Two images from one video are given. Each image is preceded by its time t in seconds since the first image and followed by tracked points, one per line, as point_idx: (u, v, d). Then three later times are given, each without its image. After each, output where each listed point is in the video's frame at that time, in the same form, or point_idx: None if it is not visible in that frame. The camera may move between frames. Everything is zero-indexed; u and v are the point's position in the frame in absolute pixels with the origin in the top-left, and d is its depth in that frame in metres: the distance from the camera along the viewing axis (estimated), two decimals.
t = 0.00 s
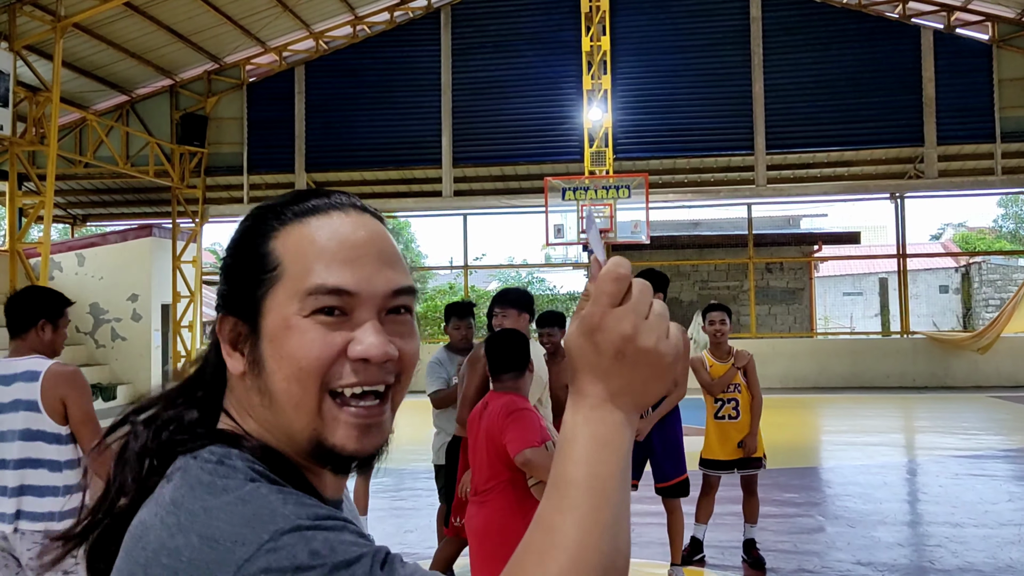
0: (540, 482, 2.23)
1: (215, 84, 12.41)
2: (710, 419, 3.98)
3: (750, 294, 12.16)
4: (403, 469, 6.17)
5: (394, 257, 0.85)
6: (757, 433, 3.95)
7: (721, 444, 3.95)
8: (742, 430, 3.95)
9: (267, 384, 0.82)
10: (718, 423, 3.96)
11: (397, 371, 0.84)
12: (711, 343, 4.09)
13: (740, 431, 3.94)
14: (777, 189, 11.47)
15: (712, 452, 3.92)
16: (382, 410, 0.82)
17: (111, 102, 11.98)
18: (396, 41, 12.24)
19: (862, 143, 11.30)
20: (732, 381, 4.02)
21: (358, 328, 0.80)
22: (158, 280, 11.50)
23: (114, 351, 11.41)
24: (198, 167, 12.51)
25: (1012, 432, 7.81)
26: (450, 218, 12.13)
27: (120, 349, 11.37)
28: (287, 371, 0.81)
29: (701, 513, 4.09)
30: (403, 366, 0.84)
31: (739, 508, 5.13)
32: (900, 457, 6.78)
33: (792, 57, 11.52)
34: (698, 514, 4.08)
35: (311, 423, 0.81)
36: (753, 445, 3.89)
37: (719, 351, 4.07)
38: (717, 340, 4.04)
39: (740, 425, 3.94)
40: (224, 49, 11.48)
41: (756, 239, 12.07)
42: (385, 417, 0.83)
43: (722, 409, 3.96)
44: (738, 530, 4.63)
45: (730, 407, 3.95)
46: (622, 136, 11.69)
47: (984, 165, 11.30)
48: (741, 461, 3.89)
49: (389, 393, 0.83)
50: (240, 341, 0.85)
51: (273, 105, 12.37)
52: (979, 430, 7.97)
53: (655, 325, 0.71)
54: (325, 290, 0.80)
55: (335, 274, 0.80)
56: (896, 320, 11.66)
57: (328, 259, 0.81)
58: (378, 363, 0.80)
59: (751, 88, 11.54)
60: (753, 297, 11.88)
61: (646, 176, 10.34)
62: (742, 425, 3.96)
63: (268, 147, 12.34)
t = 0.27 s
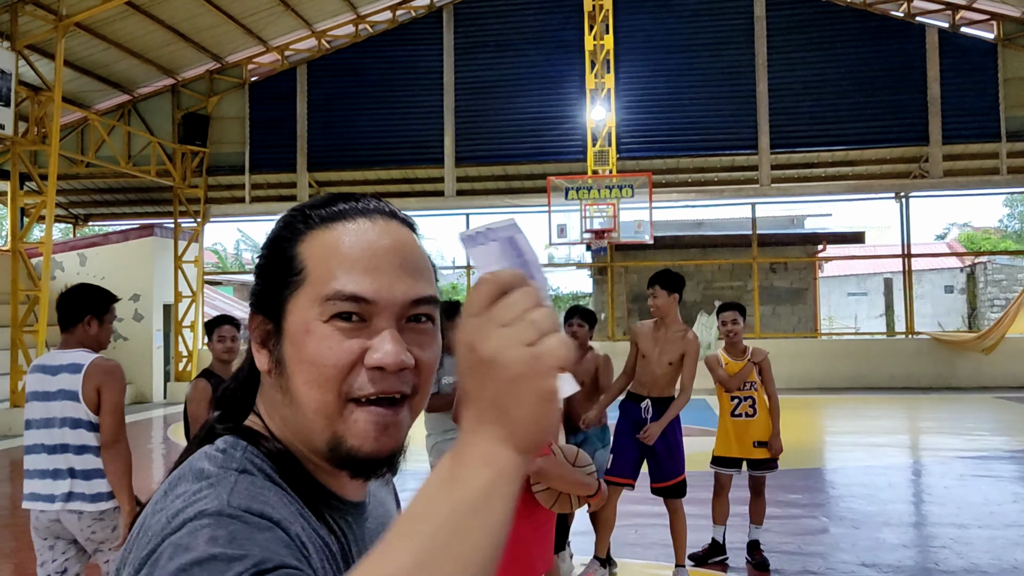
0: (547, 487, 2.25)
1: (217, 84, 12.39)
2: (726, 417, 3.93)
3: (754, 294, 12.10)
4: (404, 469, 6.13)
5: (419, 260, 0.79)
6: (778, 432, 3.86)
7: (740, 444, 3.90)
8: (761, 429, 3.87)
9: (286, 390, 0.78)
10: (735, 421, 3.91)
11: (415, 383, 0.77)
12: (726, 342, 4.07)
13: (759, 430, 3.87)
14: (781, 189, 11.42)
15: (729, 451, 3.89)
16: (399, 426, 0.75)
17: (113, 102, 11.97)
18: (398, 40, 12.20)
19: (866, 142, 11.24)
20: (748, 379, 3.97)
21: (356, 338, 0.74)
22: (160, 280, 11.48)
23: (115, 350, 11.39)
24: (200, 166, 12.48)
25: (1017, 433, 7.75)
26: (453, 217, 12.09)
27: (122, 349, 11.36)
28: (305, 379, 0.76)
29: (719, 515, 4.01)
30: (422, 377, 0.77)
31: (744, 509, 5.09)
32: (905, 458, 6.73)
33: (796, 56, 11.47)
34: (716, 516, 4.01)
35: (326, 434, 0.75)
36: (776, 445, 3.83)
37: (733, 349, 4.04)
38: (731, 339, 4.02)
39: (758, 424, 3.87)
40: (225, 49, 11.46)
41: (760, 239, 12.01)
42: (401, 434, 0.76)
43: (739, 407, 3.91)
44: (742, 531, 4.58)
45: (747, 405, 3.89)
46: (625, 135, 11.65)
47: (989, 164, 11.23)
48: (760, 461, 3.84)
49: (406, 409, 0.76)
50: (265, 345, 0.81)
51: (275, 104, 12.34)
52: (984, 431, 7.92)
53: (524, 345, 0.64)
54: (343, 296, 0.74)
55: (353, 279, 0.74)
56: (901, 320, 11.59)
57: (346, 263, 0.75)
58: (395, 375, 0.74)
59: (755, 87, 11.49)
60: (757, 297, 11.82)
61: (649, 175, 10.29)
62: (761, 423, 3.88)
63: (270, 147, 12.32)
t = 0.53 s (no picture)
0: (549, 484, 2.30)
1: (221, 85, 12.47)
2: (724, 415, 4.02)
3: (755, 294, 12.18)
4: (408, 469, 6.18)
5: (450, 265, 0.91)
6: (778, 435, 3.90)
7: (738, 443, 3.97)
8: (760, 431, 3.92)
9: (318, 373, 0.88)
10: (732, 421, 3.98)
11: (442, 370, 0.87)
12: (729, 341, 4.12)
13: (757, 431, 3.91)
14: (782, 189, 11.48)
15: (725, 449, 3.99)
16: (427, 403, 0.86)
17: (119, 103, 12.06)
18: (401, 42, 12.27)
19: (867, 143, 11.29)
20: (748, 379, 4.01)
21: (384, 317, 0.85)
22: (165, 281, 11.56)
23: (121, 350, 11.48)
24: (205, 167, 12.56)
25: (1016, 432, 7.81)
26: (456, 218, 12.16)
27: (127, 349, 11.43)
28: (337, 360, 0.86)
29: (719, 512, 4.06)
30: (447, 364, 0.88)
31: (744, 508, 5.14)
32: (905, 457, 6.79)
33: (797, 58, 11.51)
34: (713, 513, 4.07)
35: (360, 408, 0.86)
36: (776, 447, 3.88)
37: (736, 349, 4.09)
38: (734, 339, 4.06)
39: (755, 425, 3.92)
40: (229, 50, 11.53)
41: (761, 239, 12.08)
42: (424, 414, 0.86)
43: (736, 407, 3.98)
44: (743, 530, 4.63)
45: (745, 405, 3.95)
46: (627, 137, 11.70)
47: (990, 165, 11.27)
48: (755, 461, 3.89)
49: (433, 391, 0.86)
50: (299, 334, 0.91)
51: (279, 106, 12.41)
52: (984, 430, 7.98)
53: (179, 348, 0.61)
54: (384, 282, 0.85)
55: (396, 268, 0.86)
56: (902, 320, 11.63)
57: (386, 257, 0.87)
58: (425, 357, 0.84)
59: (757, 88, 11.54)
60: (758, 296, 11.89)
61: (651, 176, 10.34)
62: (760, 425, 3.92)
63: (274, 148, 12.39)
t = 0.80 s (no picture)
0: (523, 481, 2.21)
1: (221, 84, 12.44)
2: (717, 417, 3.97)
3: (757, 294, 12.14)
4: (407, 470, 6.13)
5: (463, 261, 0.99)
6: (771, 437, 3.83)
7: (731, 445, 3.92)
8: (753, 432, 3.87)
9: (343, 358, 0.97)
10: (726, 422, 3.94)
11: (452, 349, 0.94)
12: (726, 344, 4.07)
13: (750, 432, 3.86)
14: (784, 189, 11.43)
15: (720, 450, 3.93)
16: (437, 377, 0.92)
17: (118, 102, 12.03)
18: (402, 41, 12.24)
19: (869, 143, 11.24)
20: (742, 380, 3.97)
21: (396, 302, 0.93)
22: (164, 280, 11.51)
23: (120, 350, 11.45)
24: (205, 166, 12.53)
25: (1020, 433, 7.76)
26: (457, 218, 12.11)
27: (126, 349, 11.39)
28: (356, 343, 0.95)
29: (716, 513, 4.00)
30: (458, 343, 0.95)
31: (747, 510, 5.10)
32: (908, 458, 6.75)
33: (799, 57, 11.47)
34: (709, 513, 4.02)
35: (378, 383, 0.93)
36: (766, 450, 3.79)
37: (732, 351, 4.03)
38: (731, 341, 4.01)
39: (748, 426, 3.87)
40: (229, 50, 11.50)
41: (763, 239, 12.04)
42: (437, 387, 0.92)
43: (730, 409, 3.94)
44: (745, 531, 4.59)
45: (738, 407, 3.91)
46: (628, 136, 11.66)
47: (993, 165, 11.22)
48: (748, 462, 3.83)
49: (444, 367, 0.93)
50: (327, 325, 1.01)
51: (279, 105, 12.37)
52: (988, 431, 7.93)
53: (146, 313, 0.69)
54: (399, 273, 0.94)
55: (413, 260, 0.95)
56: (904, 321, 11.57)
57: (403, 251, 0.95)
58: (435, 335, 0.91)
59: (758, 87, 11.50)
60: (759, 296, 11.84)
61: (652, 176, 10.29)
62: (752, 426, 3.88)
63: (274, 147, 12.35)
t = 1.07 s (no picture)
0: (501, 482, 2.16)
1: (221, 84, 12.43)
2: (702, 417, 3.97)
3: (756, 295, 12.14)
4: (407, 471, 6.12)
5: (492, 263, 1.08)
6: (750, 435, 3.82)
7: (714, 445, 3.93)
8: (735, 432, 3.87)
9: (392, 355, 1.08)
10: (709, 422, 3.94)
11: (487, 342, 1.02)
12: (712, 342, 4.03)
13: (732, 432, 3.87)
14: (784, 190, 11.43)
15: (704, 450, 3.94)
16: (473, 369, 1.01)
17: (118, 102, 12.03)
18: (402, 41, 12.23)
19: (870, 143, 11.23)
20: (724, 379, 3.96)
21: (432, 302, 1.02)
22: (164, 280, 11.50)
23: (119, 350, 11.44)
24: (205, 167, 12.52)
25: (1020, 435, 7.75)
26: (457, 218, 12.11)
27: (126, 349, 11.38)
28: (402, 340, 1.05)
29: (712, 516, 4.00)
30: (491, 338, 1.02)
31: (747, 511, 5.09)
32: (908, 459, 6.74)
33: (799, 58, 11.47)
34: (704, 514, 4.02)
35: (423, 374, 1.02)
36: (744, 447, 3.78)
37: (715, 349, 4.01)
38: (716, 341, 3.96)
39: (731, 426, 3.87)
40: (229, 50, 11.49)
41: (762, 240, 12.05)
42: (474, 376, 1.01)
43: (712, 408, 3.93)
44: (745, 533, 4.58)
45: (721, 406, 3.91)
46: (628, 136, 11.65)
47: (993, 166, 11.23)
48: (731, 463, 3.83)
49: (478, 360, 1.02)
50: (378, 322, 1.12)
51: (279, 105, 12.36)
52: (987, 432, 7.92)
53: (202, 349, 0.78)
54: (436, 276, 1.03)
55: (449, 264, 1.04)
56: (904, 322, 11.56)
57: (440, 257, 1.05)
58: (469, 330, 1.00)
59: (759, 88, 11.50)
60: (759, 297, 11.84)
61: (653, 176, 10.29)
62: (734, 425, 3.88)
63: (274, 147, 12.33)
